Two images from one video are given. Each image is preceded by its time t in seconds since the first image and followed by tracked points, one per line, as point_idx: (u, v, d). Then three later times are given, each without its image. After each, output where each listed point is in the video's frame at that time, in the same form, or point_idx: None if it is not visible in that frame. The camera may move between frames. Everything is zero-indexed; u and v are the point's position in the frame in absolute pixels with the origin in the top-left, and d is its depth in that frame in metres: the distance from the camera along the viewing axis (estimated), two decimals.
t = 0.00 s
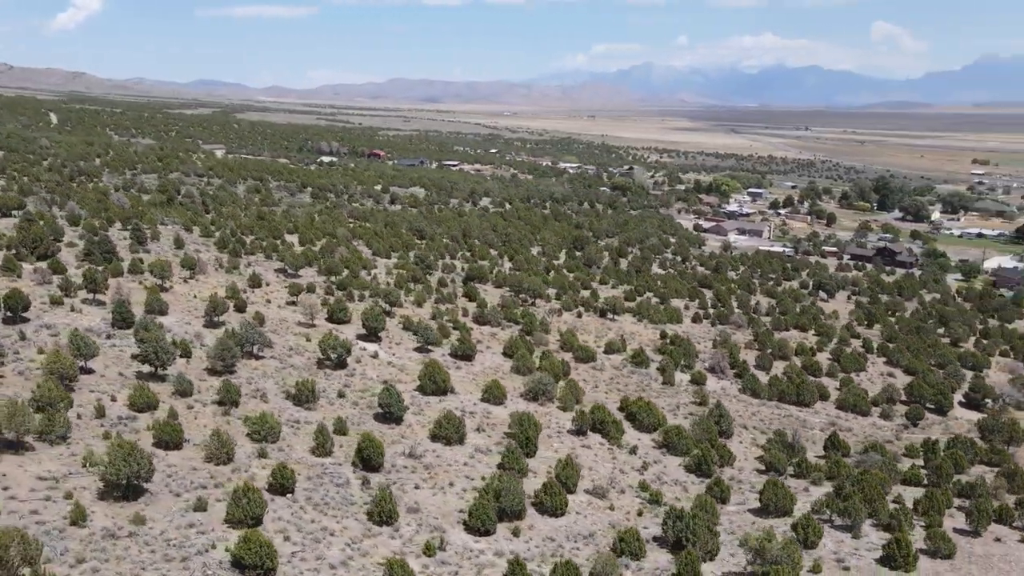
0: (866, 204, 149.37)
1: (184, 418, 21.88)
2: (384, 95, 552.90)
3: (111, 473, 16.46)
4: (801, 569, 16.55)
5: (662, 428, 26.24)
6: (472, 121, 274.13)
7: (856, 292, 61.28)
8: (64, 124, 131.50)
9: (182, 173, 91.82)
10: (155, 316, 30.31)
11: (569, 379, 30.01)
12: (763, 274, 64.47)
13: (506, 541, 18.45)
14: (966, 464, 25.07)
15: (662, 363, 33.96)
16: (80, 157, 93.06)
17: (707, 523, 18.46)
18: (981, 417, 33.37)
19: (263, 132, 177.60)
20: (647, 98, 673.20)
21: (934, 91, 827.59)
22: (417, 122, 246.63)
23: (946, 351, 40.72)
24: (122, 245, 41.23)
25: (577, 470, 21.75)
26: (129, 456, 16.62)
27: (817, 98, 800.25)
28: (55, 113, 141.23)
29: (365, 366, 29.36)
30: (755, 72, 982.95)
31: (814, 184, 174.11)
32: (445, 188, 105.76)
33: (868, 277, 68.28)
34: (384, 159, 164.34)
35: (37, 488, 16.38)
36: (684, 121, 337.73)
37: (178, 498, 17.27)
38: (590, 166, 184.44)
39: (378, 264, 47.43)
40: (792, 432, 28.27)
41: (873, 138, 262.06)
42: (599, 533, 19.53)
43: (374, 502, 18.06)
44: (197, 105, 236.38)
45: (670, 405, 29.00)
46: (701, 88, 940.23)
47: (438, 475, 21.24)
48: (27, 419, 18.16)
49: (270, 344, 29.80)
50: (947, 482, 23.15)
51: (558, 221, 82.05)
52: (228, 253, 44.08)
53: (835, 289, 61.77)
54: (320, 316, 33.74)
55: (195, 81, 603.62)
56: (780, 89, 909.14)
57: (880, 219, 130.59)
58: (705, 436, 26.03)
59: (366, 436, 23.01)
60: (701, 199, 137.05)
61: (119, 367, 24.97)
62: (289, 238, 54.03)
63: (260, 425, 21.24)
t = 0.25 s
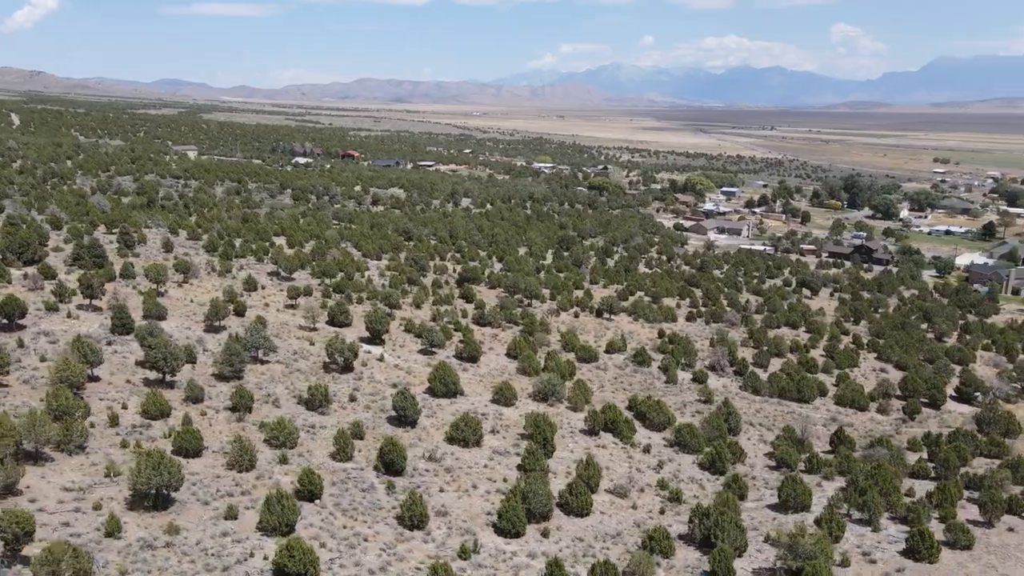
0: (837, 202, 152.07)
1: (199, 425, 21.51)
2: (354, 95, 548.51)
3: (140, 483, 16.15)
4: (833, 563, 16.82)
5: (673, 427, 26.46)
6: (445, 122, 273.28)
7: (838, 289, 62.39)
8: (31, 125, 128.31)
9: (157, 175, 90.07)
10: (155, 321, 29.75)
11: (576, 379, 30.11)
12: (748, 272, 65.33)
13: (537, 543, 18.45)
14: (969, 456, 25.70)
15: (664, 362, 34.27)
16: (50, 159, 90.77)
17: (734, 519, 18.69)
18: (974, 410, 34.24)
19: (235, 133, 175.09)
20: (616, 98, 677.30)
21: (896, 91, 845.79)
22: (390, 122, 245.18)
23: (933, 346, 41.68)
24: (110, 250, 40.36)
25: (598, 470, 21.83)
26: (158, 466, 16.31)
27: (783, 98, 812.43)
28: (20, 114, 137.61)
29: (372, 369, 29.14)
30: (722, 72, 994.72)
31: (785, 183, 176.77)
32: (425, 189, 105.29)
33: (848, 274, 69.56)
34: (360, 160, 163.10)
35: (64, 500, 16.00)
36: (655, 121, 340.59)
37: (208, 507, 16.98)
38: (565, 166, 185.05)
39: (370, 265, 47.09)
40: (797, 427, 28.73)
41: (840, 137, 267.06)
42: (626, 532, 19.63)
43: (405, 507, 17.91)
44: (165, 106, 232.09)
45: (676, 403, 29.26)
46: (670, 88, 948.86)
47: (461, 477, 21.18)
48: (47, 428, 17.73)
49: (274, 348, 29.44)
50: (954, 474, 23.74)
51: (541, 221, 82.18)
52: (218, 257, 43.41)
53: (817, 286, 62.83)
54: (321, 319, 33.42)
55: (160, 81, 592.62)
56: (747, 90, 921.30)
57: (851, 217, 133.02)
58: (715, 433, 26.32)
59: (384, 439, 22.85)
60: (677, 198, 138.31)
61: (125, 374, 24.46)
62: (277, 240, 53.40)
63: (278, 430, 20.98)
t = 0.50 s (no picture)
0: (809, 201, 154.41)
1: (216, 433, 21.22)
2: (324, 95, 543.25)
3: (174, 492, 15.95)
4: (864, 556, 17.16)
5: (684, 425, 26.73)
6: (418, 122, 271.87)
7: (821, 287, 63.39)
8: None
9: (132, 176, 88.28)
10: (156, 327, 29.21)
11: (583, 379, 30.22)
12: (732, 270, 66.11)
13: (569, 544, 18.54)
14: (972, 449, 26.36)
15: (666, 361, 34.62)
16: (19, 160, 88.40)
17: (761, 515, 18.99)
18: (965, 404, 35.12)
19: (205, 133, 172.16)
20: (587, 99, 680.37)
21: (859, 91, 861.58)
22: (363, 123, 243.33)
23: (920, 342, 42.62)
24: (99, 254, 39.49)
25: (618, 469, 21.96)
26: (191, 475, 16.05)
27: (750, 99, 823.27)
28: None
29: (380, 372, 28.92)
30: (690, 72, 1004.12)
31: (758, 182, 179.03)
32: (405, 189, 104.69)
33: (829, 272, 70.74)
34: (334, 160, 161.52)
35: (95, 511, 15.68)
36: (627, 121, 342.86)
37: (241, 515, 16.78)
38: (540, 166, 185.32)
39: (362, 267, 46.68)
40: (802, 423, 29.22)
41: (808, 137, 271.54)
42: (652, 531, 19.81)
43: (438, 510, 17.88)
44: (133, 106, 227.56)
45: (683, 402, 29.53)
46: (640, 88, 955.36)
47: (484, 480, 21.16)
48: (71, 437, 17.37)
49: (280, 352, 29.09)
50: (961, 466, 24.31)
51: (525, 222, 82.21)
52: (209, 259, 42.70)
53: (801, 284, 63.79)
54: (322, 322, 33.10)
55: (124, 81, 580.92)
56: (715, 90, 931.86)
57: (824, 215, 135.25)
58: (725, 431, 26.63)
59: (403, 444, 22.76)
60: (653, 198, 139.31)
61: (134, 381, 24.00)
62: (265, 242, 52.72)
63: (298, 436, 20.80)
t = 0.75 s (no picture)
0: (780, 199, 156.69)
1: (235, 440, 20.91)
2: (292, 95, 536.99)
3: (208, 501, 15.71)
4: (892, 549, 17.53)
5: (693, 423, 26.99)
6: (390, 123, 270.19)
7: (803, 284, 64.41)
8: None
9: (104, 178, 86.34)
10: (157, 332, 28.66)
11: (590, 380, 30.36)
12: (716, 269, 66.88)
13: (600, 544, 18.61)
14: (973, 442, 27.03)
15: (666, 359, 34.96)
16: None
17: (785, 510, 19.28)
18: (956, 398, 36.01)
19: (174, 134, 169.05)
20: (557, 99, 682.64)
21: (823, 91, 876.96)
22: (334, 124, 241.12)
23: (907, 338, 43.61)
24: (87, 258, 38.60)
25: (638, 469, 22.10)
26: (225, 483, 15.82)
27: (717, 99, 833.05)
28: None
29: (388, 375, 28.74)
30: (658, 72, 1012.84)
31: (729, 182, 181.18)
32: (384, 191, 104.05)
33: (809, 270, 71.92)
34: (307, 161, 159.76)
35: (128, 522, 15.39)
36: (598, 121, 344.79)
37: (274, 523, 16.58)
38: (514, 167, 185.38)
39: (354, 269, 46.28)
40: (805, 420, 29.68)
41: (776, 137, 275.66)
42: (678, 529, 19.97)
43: (470, 513, 17.85)
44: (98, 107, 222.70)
45: (689, 401, 29.83)
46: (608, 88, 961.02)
47: (507, 482, 21.14)
48: (96, 447, 17.00)
49: (285, 356, 28.74)
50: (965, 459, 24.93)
51: (508, 222, 82.21)
52: (200, 263, 42.01)
53: (784, 282, 64.77)
54: (324, 326, 32.78)
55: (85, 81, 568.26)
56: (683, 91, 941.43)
57: (796, 214, 137.34)
58: (734, 429, 26.95)
59: (421, 447, 22.65)
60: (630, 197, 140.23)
61: (143, 388, 23.53)
62: (252, 245, 52.00)
63: (319, 442, 20.60)
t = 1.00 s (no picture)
0: (752, 199, 158.93)
1: (253, 446, 20.62)
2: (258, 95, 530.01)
3: (244, 509, 15.51)
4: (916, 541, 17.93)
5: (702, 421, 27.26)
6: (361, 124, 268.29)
7: (785, 282, 65.46)
8: None
9: (75, 181, 84.33)
10: (159, 339, 28.11)
11: (594, 380, 30.52)
12: (700, 268, 67.62)
13: (630, 543, 18.73)
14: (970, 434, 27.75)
15: (665, 358, 35.31)
16: None
17: (807, 505, 19.61)
18: (946, 391, 36.91)
19: (141, 135, 165.73)
20: (526, 100, 684.19)
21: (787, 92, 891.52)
22: (305, 125, 238.51)
23: (894, 333, 44.56)
24: (74, 262, 37.66)
25: (658, 467, 22.25)
26: (260, 490, 15.62)
27: (684, 99, 842.07)
28: None
29: (395, 378, 28.55)
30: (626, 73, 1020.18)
31: (701, 182, 183.25)
32: (362, 193, 103.24)
33: (788, 268, 73.10)
34: (279, 163, 157.83)
35: (163, 531, 15.09)
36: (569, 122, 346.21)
37: (308, 529, 16.40)
38: (488, 168, 185.25)
39: (346, 271, 45.91)
40: (807, 415, 30.21)
41: (745, 138, 279.51)
42: (701, 526, 20.17)
43: (502, 515, 17.83)
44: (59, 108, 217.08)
45: (693, 399, 30.14)
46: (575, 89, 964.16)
47: (529, 483, 21.16)
48: (122, 456, 16.67)
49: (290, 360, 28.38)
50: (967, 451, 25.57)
51: (490, 223, 82.20)
52: (190, 267, 41.29)
53: (766, 280, 65.70)
54: (326, 329, 32.45)
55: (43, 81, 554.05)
56: (650, 92, 949.80)
57: (769, 213, 139.44)
58: (741, 426, 27.29)
59: (440, 449, 22.56)
60: (605, 198, 141.05)
61: (152, 396, 23.06)
62: (238, 249, 51.28)
63: (340, 446, 20.42)
